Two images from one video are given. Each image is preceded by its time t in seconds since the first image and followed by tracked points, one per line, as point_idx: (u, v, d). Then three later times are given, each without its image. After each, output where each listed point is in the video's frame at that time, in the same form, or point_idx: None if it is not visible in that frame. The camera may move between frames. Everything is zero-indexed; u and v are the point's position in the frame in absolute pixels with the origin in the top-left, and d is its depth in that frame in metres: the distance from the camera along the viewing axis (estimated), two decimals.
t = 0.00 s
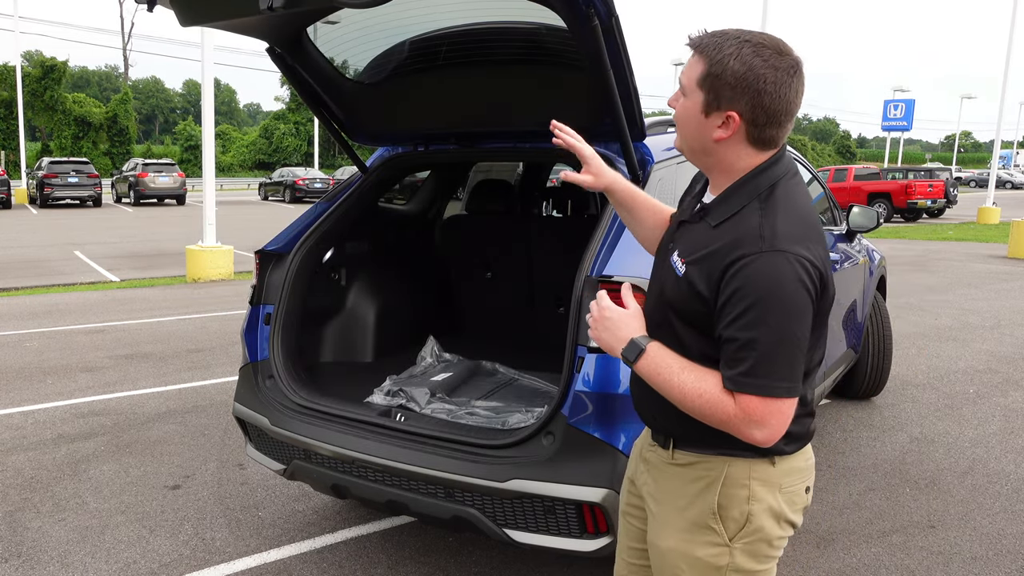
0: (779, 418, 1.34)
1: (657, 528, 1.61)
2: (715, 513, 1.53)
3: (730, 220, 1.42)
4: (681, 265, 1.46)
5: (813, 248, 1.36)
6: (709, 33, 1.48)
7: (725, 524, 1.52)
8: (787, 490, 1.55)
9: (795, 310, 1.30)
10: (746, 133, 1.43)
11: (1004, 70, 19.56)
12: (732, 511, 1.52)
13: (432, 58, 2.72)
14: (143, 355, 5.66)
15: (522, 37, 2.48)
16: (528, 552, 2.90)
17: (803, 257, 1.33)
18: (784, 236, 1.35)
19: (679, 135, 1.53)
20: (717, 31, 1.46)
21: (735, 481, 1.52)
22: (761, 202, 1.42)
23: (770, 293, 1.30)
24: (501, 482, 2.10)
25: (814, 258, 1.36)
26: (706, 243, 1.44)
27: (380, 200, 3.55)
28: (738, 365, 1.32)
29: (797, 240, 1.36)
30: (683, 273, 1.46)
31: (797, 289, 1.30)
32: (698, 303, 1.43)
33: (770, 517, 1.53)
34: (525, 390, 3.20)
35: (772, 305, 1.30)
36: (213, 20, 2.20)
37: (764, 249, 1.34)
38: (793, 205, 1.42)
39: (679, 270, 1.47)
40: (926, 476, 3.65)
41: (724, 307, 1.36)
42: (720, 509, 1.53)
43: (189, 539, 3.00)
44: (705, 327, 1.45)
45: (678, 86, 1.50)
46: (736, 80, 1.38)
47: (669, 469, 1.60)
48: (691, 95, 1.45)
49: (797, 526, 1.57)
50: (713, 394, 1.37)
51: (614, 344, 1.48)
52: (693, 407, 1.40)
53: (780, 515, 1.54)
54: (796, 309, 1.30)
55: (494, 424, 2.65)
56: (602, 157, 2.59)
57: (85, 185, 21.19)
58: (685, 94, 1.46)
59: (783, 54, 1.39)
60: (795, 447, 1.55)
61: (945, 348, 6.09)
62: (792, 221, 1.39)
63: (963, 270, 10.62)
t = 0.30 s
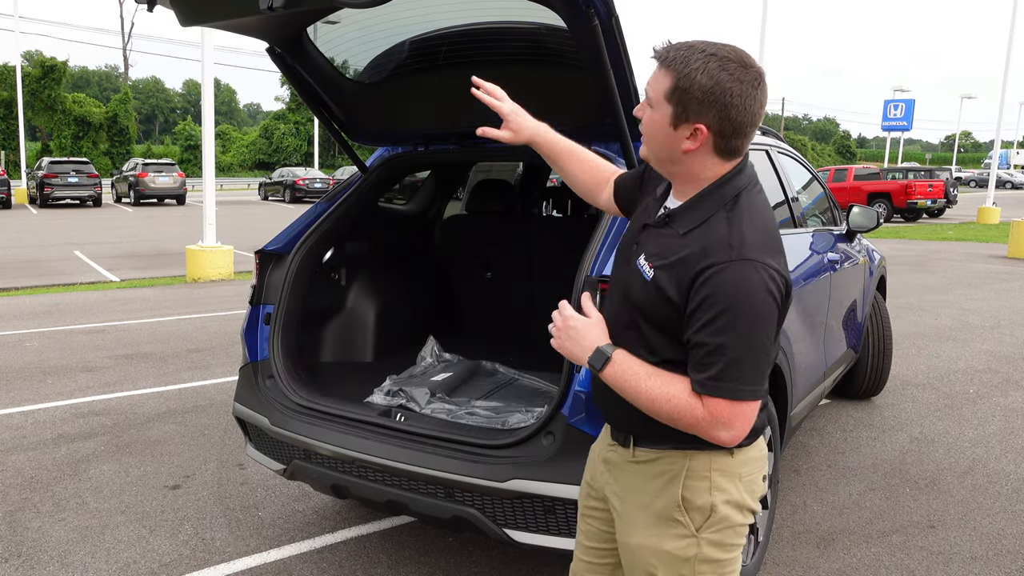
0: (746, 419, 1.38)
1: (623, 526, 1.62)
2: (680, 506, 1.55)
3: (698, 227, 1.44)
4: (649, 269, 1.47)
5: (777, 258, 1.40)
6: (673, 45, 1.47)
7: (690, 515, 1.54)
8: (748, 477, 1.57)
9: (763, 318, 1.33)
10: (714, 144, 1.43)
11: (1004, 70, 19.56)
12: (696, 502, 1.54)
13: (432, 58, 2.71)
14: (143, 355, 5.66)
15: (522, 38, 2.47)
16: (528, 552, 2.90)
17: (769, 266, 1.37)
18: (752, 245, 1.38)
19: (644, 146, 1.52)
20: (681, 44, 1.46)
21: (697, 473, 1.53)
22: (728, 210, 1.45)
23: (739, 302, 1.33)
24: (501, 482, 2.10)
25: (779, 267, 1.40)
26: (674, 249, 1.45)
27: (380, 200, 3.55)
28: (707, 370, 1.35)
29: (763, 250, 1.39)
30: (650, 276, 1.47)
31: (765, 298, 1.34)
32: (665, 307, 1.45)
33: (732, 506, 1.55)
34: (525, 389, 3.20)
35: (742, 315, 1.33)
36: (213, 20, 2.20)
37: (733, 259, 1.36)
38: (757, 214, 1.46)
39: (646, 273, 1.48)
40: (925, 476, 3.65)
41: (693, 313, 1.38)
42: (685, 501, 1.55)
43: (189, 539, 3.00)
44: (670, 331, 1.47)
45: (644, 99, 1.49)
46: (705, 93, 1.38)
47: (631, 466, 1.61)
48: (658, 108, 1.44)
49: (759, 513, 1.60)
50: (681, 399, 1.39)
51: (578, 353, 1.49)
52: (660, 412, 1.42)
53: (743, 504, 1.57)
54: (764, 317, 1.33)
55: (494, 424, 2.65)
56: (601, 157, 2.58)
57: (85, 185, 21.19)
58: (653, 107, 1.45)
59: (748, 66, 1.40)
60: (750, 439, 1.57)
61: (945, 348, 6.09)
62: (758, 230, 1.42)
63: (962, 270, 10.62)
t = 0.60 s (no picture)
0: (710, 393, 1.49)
1: (561, 505, 1.70)
2: (615, 485, 1.64)
3: (640, 218, 1.54)
4: (593, 257, 1.56)
5: (713, 244, 1.53)
6: (619, 45, 1.57)
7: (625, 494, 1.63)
8: (679, 459, 1.68)
9: (707, 300, 1.45)
10: (654, 138, 1.53)
11: (1004, 70, 19.56)
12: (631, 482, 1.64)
13: (432, 57, 2.69)
14: (143, 355, 5.66)
15: (522, 37, 2.47)
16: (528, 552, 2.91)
17: (708, 252, 1.50)
18: (692, 233, 1.50)
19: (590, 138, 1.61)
20: (627, 44, 1.55)
21: (632, 454, 1.63)
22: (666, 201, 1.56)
23: (687, 287, 1.44)
24: (501, 482, 2.10)
25: (716, 254, 1.52)
26: (619, 238, 1.54)
27: (380, 200, 3.57)
28: (665, 353, 1.45)
29: (701, 236, 1.51)
30: (596, 264, 1.55)
31: (707, 281, 1.46)
32: (612, 293, 1.54)
33: (664, 485, 1.66)
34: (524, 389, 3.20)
35: (689, 299, 1.44)
36: (212, 20, 2.19)
37: (678, 246, 1.47)
38: (693, 206, 1.58)
39: (592, 261, 1.56)
40: (926, 476, 3.65)
41: (643, 299, 1.48)
42: (620, 481, 1.64)
43: (189, 539, 3.00)
44: (615, 315, 1.56)
45: (591, 92, 1.57)
46: (647, 90, 1.48)
47: (569, 448, 1.69)
48: (604, 102, 1.53)
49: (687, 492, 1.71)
50: (648, 384, 1.47)
51: (538, 360, 1.52)
52: (630, 400, 1.49)
53: (672, 483, 1.68)
54: (709, 299, 1.45)
55: (494, 424, 2.64)
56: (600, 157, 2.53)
57: (85, 185, 21.20)
58: (600, 101, 1.54)
59: (688, 68, 1.51)
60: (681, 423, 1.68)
61: (945, 348, 6.09)
62: (694, 219, 1.54)
63: (963, 270, 10.62)
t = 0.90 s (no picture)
0: (665, 376, 1.54)
1: (511, 488, 1.71)
2: (565, 471, 1.65)
3: (598, 213, 1.57)
4: (554, 252, 1.58)
5: (668, 236, 1.57)
6: (575, 50, 1.61)
7: (573, 480, 1.65)
8: (631, 452, 1.70)
9: (665, 291, 1.50)
10: (608, 140, 1.57)
11: (1004, 70, 19.56)
12: (580, 470, 1.65)
13: (432, 56, 2.70)
14: (143, 355, 5.66)
15: (521, 37, 2.48)
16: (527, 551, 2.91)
17: (664, 244, 1.54)
18: (648, 226, 1.54)
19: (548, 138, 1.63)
20: (582, 50, 1.60)
21: (585, 442, 1.65)
22: (621, 197, 1.60)
23: (645, 278, 1.48)
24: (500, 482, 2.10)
25: (671, 246, 1.57)
26: (578, 233, 1.57)
27: (380, 200, 3.57)
28: (626, 342, 1.49)
29: (656, 229, 1.56)
30: (557, 259, 1.57)
31: (664, 273, 1.51)
32: (573, 287, 1.56)
33: (613, 476, 1.67)
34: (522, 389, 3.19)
35: (648, 289, 1.48)
36: (213, 20, 2.19)
37: (636, 240, 1.51)
38: (647, 201, 1.62)
39: (552, 256, 1.58)
40: (925, 476, 3.65)
41: (604, 291, 1.51)
42: (570, 468, 1.65)
43: (189, 539, 3.00)
44: (576, 308, 1.59)
45: (548, 94, 1.61)
46: (603, 93, 1.53)
47: (525, 433, 1.71)
48: (562, 103, 1.57)
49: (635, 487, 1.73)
50: (609, 371, 1.51)
51: (502, 354, 1.53)
52: (592, 388, 1.52)
53: (621, 475, 1.69)
54: (666, 289, 1.50)
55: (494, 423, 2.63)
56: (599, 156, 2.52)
57: (85, 185, 21.20)
58: (557, 102, 1.57)
59: (640, 74, 1.56)
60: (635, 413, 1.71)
61: (945, 348, 6.09)
62: (649, 213, 1.58)
63: (962, 270, 10.62)
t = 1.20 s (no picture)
0: (655, 368, 1.55)
1: (500, 488, 1.71)
2: (555, 469, 1.65)
3: (584, 211, 1.59)
4: (542, 249, 1.58)
5: (653, 230, 1.60)
6: (561, 54, 1.60)
7: (563, 477, 1.65)
8: (617, 448, 1.71)
9: (654, 283, 1.52)
10: (612, 138, 1.62)
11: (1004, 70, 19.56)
12: (569, 466, 1.65)
13: (432, 56, 2.70)
14: (143, 355, 5.66)
15: (522, 37, 2.47)
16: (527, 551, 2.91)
17: (650, 238, 1.57)
18: (635, 222, 1.57)
19: (552, 145, 1.59)
20: (571, 54, 1.60)
21: (574, 438, 1.65)
22: (606, 194, 1.62)
23: (635, 272, 1.51)
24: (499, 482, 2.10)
25: (657, 240, 1.60)
26: (565, 231, 1.58)
27: (380, 200, 3.57)
28: (618, 335, 1.50)
29: (642, 224, 1.58)
30: (545, 256, 1.57)
31: (652, 266, 1.53)
32: (561, 284, 1.57)
33: (601, 471, 1.68)
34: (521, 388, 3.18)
35: (639, 283, 1.51)
36: (213, 20, 2.19)
37: (625, 234, 1.54)
38: (630, 196, 1.65)
39: (540, 254, 1.58)
40: (925, 476, 3.65)
41: (595, 286, 1.52)
42: (560, 465, 1.65)
43: (189, 539, 3.00)
44: (563, 304, 1.59)
45: (549, 101, 1.57)
46: (613, 94, 1.58)
47: (512, 432, 1.70)
48: (574, 108, 1.56)
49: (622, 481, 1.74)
50: (602, 364, 1.51)
51: (492, 353, 1.51)
52: (585, 382, 1.53)
53: (608, 470, 1.70)
54: (655, 282, 1.52)
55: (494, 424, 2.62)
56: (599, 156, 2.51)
57: (85, 185, 21.21)
58: (568, 108, 1.55)
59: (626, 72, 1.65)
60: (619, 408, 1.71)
61: (945, 348, 6.09)
62: (634, 208, 1.61)
63: (962, 270, 10.61)
